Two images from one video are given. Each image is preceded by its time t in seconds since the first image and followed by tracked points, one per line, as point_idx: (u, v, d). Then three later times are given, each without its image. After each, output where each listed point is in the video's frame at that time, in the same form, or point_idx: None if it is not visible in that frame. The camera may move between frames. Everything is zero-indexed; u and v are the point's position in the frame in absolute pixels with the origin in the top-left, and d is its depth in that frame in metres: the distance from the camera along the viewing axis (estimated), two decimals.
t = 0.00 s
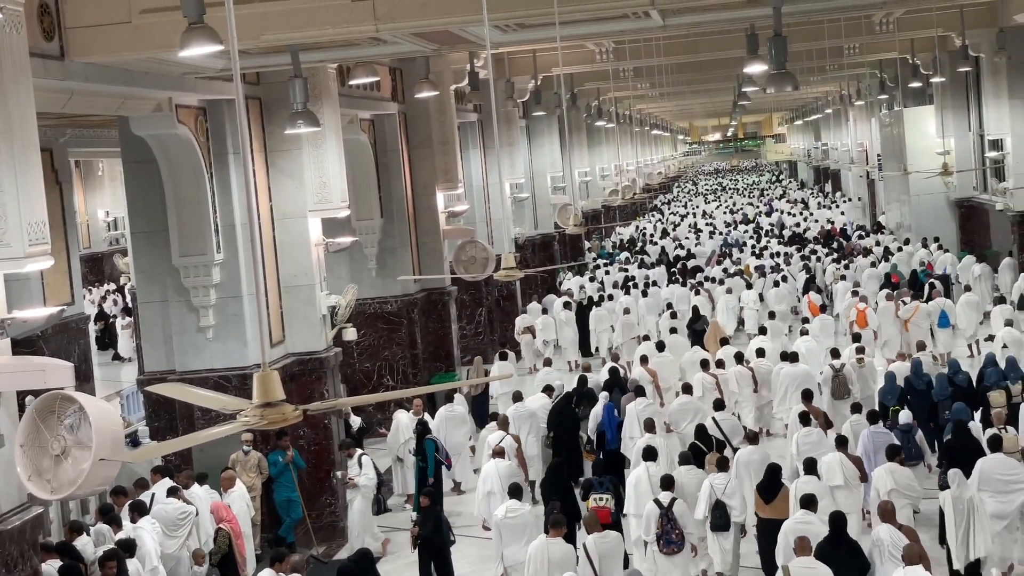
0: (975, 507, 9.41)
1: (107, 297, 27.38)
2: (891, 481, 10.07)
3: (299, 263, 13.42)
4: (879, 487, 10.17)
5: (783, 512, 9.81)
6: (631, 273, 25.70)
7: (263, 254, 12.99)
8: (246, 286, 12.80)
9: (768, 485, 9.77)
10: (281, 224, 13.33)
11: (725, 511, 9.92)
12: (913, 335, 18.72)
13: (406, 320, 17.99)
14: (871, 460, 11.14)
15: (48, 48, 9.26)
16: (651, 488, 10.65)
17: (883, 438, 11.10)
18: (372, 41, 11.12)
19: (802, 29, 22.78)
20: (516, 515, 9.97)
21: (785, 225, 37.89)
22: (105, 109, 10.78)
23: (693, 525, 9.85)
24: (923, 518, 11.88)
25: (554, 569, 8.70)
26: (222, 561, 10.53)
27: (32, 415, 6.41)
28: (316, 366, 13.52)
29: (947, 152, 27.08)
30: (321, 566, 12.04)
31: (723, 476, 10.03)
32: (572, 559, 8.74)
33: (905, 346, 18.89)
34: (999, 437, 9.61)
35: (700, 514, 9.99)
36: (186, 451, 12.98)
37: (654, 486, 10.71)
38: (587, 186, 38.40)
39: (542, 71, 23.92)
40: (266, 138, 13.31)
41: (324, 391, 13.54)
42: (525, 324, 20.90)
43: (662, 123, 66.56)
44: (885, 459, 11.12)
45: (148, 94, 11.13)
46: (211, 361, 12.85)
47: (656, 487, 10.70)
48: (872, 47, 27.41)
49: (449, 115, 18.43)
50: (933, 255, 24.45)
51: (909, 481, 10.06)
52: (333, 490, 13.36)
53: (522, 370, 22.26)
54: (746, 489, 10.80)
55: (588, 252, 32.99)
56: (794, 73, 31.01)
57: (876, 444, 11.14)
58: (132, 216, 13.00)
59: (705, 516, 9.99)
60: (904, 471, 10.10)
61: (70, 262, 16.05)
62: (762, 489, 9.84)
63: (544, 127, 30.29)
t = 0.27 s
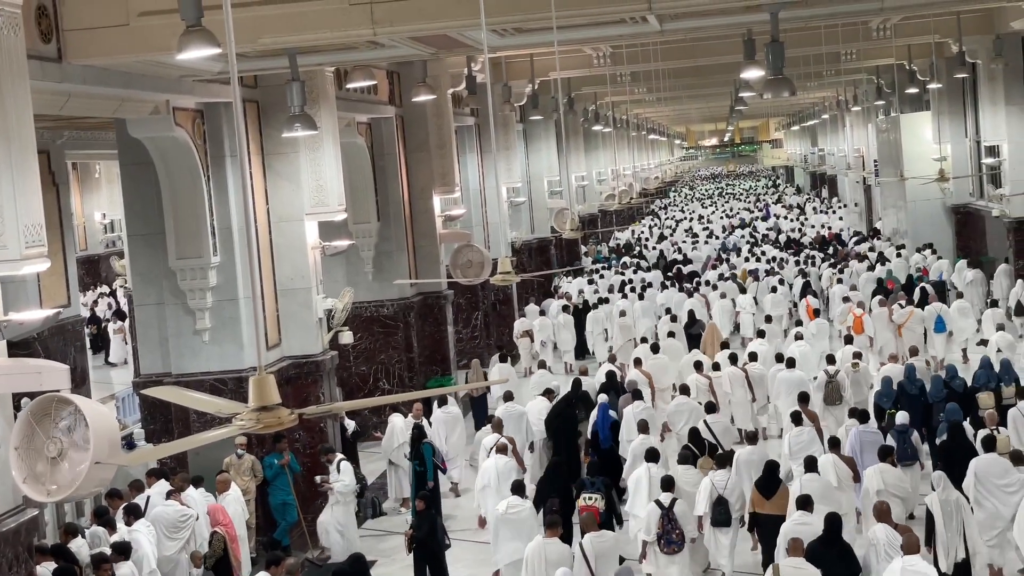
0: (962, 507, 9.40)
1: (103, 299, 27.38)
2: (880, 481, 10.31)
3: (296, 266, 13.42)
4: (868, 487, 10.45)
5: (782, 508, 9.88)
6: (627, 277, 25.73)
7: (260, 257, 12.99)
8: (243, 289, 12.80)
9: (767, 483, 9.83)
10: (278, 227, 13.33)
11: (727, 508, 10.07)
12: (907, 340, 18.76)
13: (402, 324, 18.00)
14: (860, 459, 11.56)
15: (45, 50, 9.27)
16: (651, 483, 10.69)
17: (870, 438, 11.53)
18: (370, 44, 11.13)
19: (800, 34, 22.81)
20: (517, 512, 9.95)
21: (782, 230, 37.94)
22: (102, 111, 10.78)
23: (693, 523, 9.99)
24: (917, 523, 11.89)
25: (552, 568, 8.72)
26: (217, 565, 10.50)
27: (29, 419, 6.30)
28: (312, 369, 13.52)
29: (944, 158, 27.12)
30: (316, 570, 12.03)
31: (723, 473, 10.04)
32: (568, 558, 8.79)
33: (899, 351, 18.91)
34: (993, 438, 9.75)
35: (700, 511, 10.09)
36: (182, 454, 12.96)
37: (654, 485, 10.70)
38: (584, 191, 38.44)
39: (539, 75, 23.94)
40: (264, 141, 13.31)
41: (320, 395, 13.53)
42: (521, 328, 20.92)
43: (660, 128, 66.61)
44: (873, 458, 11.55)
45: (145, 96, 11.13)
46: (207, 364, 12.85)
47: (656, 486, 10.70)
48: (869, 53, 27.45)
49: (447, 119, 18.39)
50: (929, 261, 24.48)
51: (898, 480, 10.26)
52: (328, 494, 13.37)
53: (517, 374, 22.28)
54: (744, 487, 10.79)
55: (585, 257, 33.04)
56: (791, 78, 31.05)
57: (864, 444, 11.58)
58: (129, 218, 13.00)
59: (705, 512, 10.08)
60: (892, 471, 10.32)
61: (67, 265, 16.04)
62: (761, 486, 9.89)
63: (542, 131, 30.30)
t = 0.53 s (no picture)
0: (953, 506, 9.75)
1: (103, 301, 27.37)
2: (880, 481, 10.45)
3: (296, 268, 13.42)
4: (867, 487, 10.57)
5: (783, 508, 10.00)
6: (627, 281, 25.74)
7: (260, 259, 12.99)
8: (243, 291, 12.80)
9: (766, 482, 9.96)
10: (278, 229, 13.33)
11: (726, 504, 10.22)
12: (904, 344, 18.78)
13: (402, 327, 18.01)
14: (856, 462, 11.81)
15: (47, 51, 9.27)
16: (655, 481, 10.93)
17: (868, 443, 11.74)
18: (370, 47, 11.12)
19: (801, 40, 22.82)
20: (526, 514, 10.24)
21: (782, 235, 37.94)
22: (103, 112, 10.78)
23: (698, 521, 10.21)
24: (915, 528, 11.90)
25: (549, 567, 8.83)
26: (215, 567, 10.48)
27: (30, 418, 6.25)
28: (311, 371, 13.51)
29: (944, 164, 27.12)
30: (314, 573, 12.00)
31: (723, 470, 10.28)
32: (564, 558, 8.90)
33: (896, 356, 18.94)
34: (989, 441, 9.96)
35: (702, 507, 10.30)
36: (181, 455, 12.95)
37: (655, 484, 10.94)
38: (584, 195, 38.44)
39: (540, 78, 23.95)
40: (265, 143, 13.32)
41: (319, 397, 13.52)
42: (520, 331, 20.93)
43: (661, 132, 66.57)
44: (869, 462, 11.76)
45: (147, 98, 11.13)
46: (207, 366, 12.84)
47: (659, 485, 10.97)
48: (871, 58, 27.45)
49: (448, 122, 18.38)
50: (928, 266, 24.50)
51: (897, 480, 10.42)
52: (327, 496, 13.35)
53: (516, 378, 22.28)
54: (745, 485, 10.84)
55: (585, 260, 33.04)
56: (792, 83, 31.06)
57: (861, 448, 11.77)
58: (129, 219, 13.00)
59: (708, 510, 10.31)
60: (892, 471, 10.48)
61: (67, 265, 16.03)
62: (761, 486, 10.01)
63: (543, 134, 30.29)
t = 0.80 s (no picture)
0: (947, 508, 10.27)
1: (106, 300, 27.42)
2: (883, 482, 10.57)
3: (299, 270, 13.46)
4: (871, 486, 10.69)
5: (783, 506, 10.15)
6: (629, 285, 25.77)
7: (264, 260, 13.02)
8: (246, 292, 12.83)
9: (766, 483, 10.10)
10: (282, 231, 13.37)
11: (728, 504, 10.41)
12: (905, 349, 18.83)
13: (404, 329, 18.04)
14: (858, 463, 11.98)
15: (54, 51, 9.30)
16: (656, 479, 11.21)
17: (871, 442, 11.90)
18: (376, 49, 11.17)
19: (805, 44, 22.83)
20: (539, 506, 10.71)
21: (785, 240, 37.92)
22: (108, 112, 10.81)
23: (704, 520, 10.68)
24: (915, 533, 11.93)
25: (549, 564, 9.32)
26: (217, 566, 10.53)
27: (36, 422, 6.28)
28: (314, 373, 13.55)
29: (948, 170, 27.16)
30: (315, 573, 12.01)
31: (729, 471, 10.74)
32: (566, 556, 9.38)
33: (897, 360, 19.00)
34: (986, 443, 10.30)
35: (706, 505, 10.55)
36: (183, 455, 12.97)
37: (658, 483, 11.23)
38: (587, 198, 38.46)
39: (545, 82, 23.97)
40: (269, 144, 13.36)
41: (322, 398, 13.55)
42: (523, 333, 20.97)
43: (664, 136, 66.56)
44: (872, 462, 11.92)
45: (153, 98, 11.17)
46: (210, 366, 12.87)
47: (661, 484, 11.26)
48: (875, 64, 27.46)
49: (453, 123, 18.25)
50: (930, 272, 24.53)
51: (899, 481, 10.56)
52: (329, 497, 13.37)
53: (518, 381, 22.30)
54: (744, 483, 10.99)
55: (588, 264, 33.05)
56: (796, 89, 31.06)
57: (864, 447, 11.93)
58: (133, 220, 13.04)
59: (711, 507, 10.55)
60: (895, 472, 10.62)
61: (70, 265, 16.07)
62: (760, 486, 10.14)
63: (546, 138, 30.30)
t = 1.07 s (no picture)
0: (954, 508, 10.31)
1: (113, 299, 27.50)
2: (885, 483, 10.63)
3: (306, 270, 13.47)
4: (873, 486, 10.72)
5: (790, 507, 10.34)
6: (635, 287, 25.78)
7: (270, 260, 13.04)
8: (253, 291, 12.84)
9: (776, 481, 10.33)
10: (289, 231, 13.38)
11: (743, 503, 10.94)
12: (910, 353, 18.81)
13: (410, 329, 18.06)
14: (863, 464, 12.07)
15: (64, 50, 9.32)
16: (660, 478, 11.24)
17: (875, 445, 11.99)
18: (385, 50, 11.18)
19: (814, 48, 22.79)
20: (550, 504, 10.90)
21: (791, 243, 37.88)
22: (117, 111, 10.83)
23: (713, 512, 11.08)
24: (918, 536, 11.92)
25: (558, 564, 9.58)
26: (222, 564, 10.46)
27: (38, 413, 6.87)
28: (319, 373, 13.56)
29: (956, 175, 27.11)
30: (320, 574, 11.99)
31: (740, 466, 11.02)
32: (574, 555, 9.63)
33: (902, 364, 19.02)
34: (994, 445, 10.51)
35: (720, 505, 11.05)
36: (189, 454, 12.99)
37: (664, 482, 11.27)
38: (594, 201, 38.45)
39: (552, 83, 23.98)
40: (277, 145, 13.38)
41: (327, 398, 13.56)
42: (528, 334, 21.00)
43: (671, 139, 66.51)
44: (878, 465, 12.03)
45: (162, 97, 11.19)
46: (216, 366, 12.89)
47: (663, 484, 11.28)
48: (884, 68, 27.41)
49: (459, 123, 18.31)
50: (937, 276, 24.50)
51: (901, 481, 10.65)
52: (334, 497, 13.39)
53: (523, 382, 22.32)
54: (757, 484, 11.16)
55: (594, 266, 33.03)
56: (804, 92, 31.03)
57: (869, 451, 12.02)
58: (141, 219, 13.08)
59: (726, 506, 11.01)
60: (896, 472, 10.68)
61: (78, 264, 16.10)
62: (769, 486, 10.36)
63: (553, 139, 30.28)
